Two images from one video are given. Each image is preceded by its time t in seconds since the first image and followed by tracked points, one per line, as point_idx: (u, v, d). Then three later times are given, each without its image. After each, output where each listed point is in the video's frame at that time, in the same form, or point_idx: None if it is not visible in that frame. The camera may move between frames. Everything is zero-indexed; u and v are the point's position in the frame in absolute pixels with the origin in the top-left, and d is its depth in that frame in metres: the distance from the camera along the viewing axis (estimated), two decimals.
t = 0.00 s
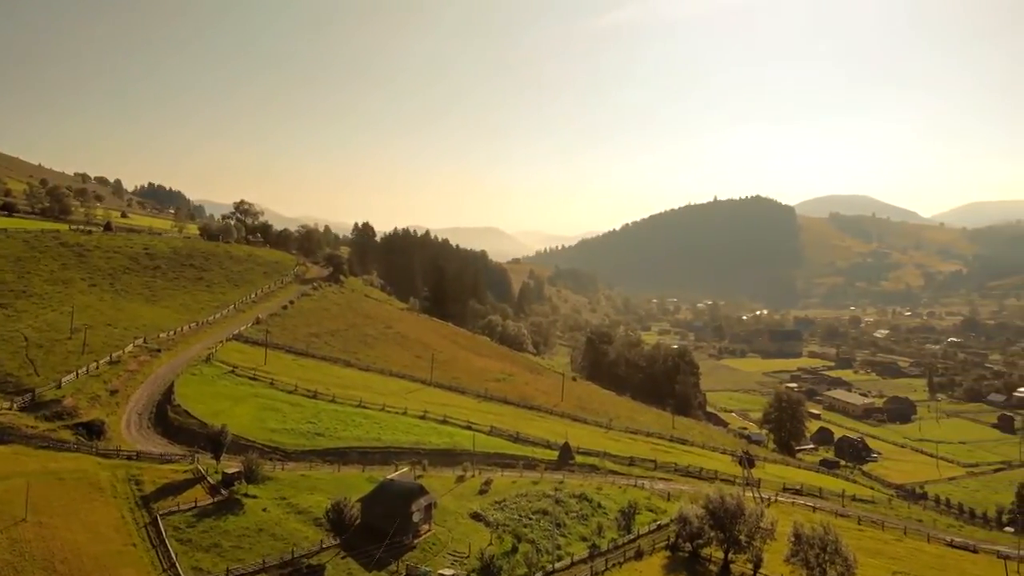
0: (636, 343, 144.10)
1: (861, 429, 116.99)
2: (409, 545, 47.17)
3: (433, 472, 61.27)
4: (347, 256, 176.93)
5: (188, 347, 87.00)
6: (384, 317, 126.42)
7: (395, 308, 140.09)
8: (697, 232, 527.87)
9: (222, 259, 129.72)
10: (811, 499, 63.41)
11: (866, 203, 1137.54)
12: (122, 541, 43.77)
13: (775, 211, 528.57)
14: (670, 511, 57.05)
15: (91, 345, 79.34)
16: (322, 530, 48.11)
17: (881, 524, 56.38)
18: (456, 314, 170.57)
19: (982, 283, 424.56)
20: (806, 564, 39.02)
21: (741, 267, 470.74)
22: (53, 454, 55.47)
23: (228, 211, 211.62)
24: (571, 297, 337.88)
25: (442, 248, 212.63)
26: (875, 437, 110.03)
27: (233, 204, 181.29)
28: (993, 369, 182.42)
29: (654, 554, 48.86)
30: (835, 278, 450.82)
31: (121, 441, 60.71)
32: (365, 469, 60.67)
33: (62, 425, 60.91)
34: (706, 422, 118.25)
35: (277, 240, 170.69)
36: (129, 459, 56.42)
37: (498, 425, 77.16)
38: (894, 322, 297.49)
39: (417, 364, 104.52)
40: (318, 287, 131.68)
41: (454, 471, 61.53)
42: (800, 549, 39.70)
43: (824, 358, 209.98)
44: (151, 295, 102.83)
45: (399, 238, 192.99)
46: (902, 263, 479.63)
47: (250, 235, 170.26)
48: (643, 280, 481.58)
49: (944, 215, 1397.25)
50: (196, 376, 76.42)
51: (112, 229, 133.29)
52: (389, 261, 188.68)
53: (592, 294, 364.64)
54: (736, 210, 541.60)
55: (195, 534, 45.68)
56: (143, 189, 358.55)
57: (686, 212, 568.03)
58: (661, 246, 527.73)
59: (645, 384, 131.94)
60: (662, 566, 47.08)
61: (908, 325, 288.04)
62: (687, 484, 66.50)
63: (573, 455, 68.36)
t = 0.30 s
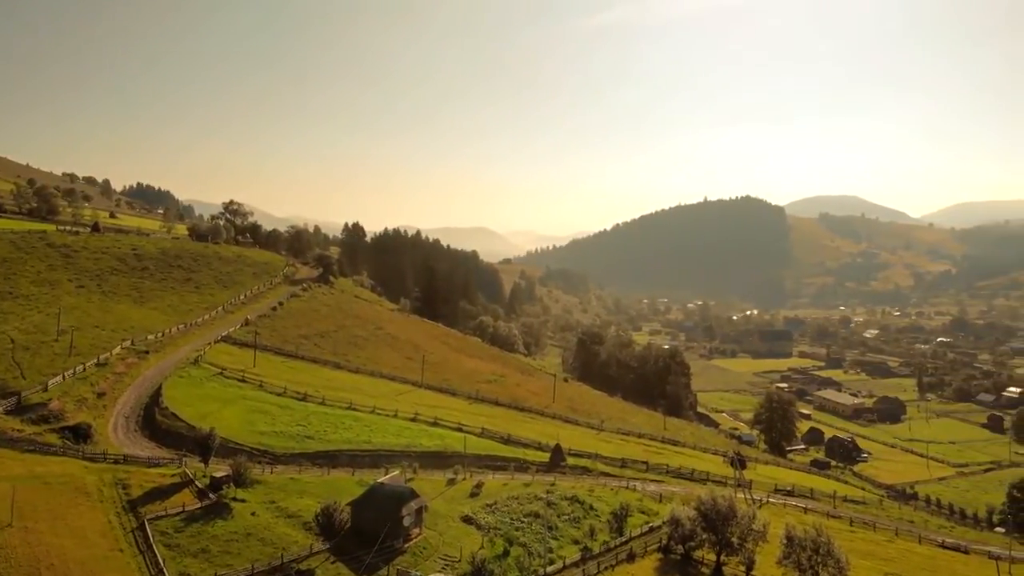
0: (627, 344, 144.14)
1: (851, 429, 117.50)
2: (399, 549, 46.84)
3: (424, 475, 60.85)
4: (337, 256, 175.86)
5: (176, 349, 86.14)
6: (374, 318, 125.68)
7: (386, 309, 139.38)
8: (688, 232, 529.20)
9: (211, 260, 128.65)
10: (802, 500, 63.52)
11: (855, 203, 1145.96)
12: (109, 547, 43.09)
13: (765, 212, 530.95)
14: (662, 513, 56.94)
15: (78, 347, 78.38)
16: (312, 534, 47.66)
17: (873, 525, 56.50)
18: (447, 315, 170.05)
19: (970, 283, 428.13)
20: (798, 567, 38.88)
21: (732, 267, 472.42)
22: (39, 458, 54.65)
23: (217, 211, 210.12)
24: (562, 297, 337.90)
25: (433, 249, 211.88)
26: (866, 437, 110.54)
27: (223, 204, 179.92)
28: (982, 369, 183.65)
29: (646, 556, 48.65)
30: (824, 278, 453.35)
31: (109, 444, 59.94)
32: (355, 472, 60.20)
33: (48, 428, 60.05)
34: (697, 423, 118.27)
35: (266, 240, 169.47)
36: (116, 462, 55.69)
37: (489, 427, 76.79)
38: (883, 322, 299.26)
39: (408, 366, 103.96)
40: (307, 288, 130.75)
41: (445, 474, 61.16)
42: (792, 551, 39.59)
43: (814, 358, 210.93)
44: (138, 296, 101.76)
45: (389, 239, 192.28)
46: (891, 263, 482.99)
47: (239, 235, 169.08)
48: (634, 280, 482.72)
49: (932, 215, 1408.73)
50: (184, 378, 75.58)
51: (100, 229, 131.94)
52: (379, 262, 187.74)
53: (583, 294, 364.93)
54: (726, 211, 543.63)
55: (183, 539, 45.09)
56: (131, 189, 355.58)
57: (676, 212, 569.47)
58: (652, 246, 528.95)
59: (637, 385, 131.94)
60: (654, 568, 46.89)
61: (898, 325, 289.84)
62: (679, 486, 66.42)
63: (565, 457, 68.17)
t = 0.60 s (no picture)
0: (618, 344, 144.17)
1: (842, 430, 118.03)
2: (390, 554, 46.35)
3: (415, 478, 60.40)
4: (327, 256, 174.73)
5: (164, 351, 85.20)
6: (364, 319, 124.93)
7: (377, 310, 138.63)
8: (678, 232, 530.69)
9: (200, 260, 127.54)
10: (793, 502, 63.59)
11: (844, 203, 1153.66)
12: (95, 552, 42.42)
13: (755, 212, 533.29)
14: (653, 515, 56.77)
15: (64, 349, 77.39)
16: (302, 539, 47.17)
17: (864, 527, 56.60)
18: (438, 315, 169.42)
19: (958, 283, 431.75)
20: (791, 569, 38.72)
21: (722, 267, 474.16)
22: (24, 462, 53.81)
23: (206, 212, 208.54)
24: (553, 297, 337.84)
25: (424, 249, 211.13)
26: (856, 438, 111.02)
27: (212, 204, 178.33)
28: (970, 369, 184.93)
29: (638, 559, 48.44)
30: (814, 278, 455.77)
31: (95, 448, 59.10)
32: (345, 476, 59.70)
33: (34, 431, 59.18)
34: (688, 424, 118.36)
35: (256, 240, 168.04)
36: (103, 466, 54.91)
37: (480, 429, 76.42)
38: (873, 321, 301.06)
39: (398, 368, 103.41)
40: (297, 289, 129.75)
41: (436, 477, 60.76)
42: (785, 554, 39.44)
43: (805, 358, 211.85)
44: (126, 297, 100.68)
45: (379, 239, 191.52)
46: (880, 263, 486.30)
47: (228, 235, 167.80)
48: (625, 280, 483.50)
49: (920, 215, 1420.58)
50: (173, 380, 74.73)
51: (87, 229, 130.51)
52: (369, 262, 186.74)
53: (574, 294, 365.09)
54: (716, 211, 545.45)
55: (170, 544, 44.47)
56: (119, 189, 352.14)
57: (667, 213, 570.93)
58: (643, 245, 529.99)
59: (628, 385, 131.87)
60: (646, 571, 46.67)
61: (887, 324, 291.70)
62: (670, 487, 66.33)
63: (556, 459, 67.93)
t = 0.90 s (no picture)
0: (609, 345, 144.16)
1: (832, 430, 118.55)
2: (380, 558, 45.74)
3: (405, 481, 59.98)
4: (317, 257, 173.76)
5: (152, 353, 84.31)
6: (354, 320, 124.23)
7: (367, 311, 137.91)
8: (669, 232, 531.92)
9: (189, 261, 126.42)
10: (785, 503, 63.65)
11: (833, 204, 1161.30)
12: (81, 558, 41.75)
13: (745, 213, 535.66)
14: (645, 517, 56.62)
15: (51, 351, 76.42)
16: (291, 543, 46.75)
17: (856, 528, 56.68)
18: (429, 316, 168.76)
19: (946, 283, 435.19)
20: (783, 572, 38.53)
21: (712, 267, 475.81)
22: (8, 466, 52.94)
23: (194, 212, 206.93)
24: (544, 297, 337.79)
25: (414, 250, 210.32)
26: (847, 438, 111.45)
27: (201, 204, 176.91)
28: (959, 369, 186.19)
29: (630, 562, 48.28)
30: (804, 278, 458.11)
31: (82, 451, 58.29)
32: (335, 479, 59.22)
33: (20, 435, 58.35)
34: (680, 424, 118.49)
35: (246, 241, 166.82)
36: (90, 470, 54.14)
37: (472, 431, 76.00)
38: (862, 322, 302.69)
39: (389, 369, 102.78)
40: (286, 290, 128.79)
41: (427, 480, 60.34)
42: (777, 556, 39.30)
43: (795, 358, 212.71)
44: (114, 299, 99.63)
45: (370, 240, 190.69)
46: (869, 263, 489.61)
47: (217, 236, 166.56)
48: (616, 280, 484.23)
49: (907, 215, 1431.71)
50: (160, 383, 73.83)
51: (75, 229, 129.16)
52: (359, 263, 185.89)
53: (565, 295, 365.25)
54: (707, 211, 547.37)
55: (158, 550, 43.86)
56: (108, 189, 348.90)
57: (657, 213, 572.37)
58: (634, 245, 531.01)
59: (619, 386, 131.82)
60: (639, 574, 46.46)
61: (877, 324, 293.40)
62: (662, 489, 66.24)
63: (548, 461, 67.67)
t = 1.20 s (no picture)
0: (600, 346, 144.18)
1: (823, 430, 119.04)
2: (371, 563, 45.45)
3: (396, 484, 59.55)
4: (307, 257, 172.74)
5: (140, 355, 83.34)
6: (345, 321, 123.54)
7: (358, 313, 137.22)
8: (660, 232, 533.14)
9: (177, 262, 125.26)
10: (776, 504, 63.70)
11: (822, 204, 1168.37)
12: (67, 564, 41.04)
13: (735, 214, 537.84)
14: (637, 519, 56.52)
15: (37, 354, 75.38)
16: (280, 548, 46.15)
17: (847, 529, 56.77)
18: (419, 317, 168.16)
19: (935, 283, 438.49)
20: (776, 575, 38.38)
21: (703, 267, 477.34)
22: None
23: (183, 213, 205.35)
24: (535, 297, 337.65)
25: (405, 250, 209.49)
26: (838, 438, 111.89)
27: (190, 204, 175.38)
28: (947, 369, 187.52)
29: (622, 565, 48.10)
30: (794, 278, 460.45)
31: (69, 455, 57.44)
32: (325, 482, 58.71)
33: (4, 439, 57.42)
34: (671, 425, 118.58)
35: (235, 241, 165.50)
36: (76, 474, 53.36)
37: (463, 433, 75.62)
38: (852, 322, 304.41)
39: (379, 371, 102.16)
40: (276, 291, 127.79)
41: (417, 483, 59.94)
42: (769, 559, 39.13)
43: (785, 358, 213.63)
44: (101, 300, 98.49)
45: (360, 240, 189.78)
46: (858, 263, 492.72)
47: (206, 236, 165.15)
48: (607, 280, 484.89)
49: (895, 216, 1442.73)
50: (148, 385, 72.97)
51: (61, 229, 127.63)
52: (350, 264, 185.01)
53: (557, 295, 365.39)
54: (697, 212, 549.25)
55: (145, 555, 43.23)
56: (96, 189, 345.75)
57: (648, 213, 573.66)
58: (625, 245, 531.80)
59: (610, 387, 131.78)
60: None
61: (866, 324, 295.12)
62: (654, 491, 66.13)
63: (539, 463, 67.42)
